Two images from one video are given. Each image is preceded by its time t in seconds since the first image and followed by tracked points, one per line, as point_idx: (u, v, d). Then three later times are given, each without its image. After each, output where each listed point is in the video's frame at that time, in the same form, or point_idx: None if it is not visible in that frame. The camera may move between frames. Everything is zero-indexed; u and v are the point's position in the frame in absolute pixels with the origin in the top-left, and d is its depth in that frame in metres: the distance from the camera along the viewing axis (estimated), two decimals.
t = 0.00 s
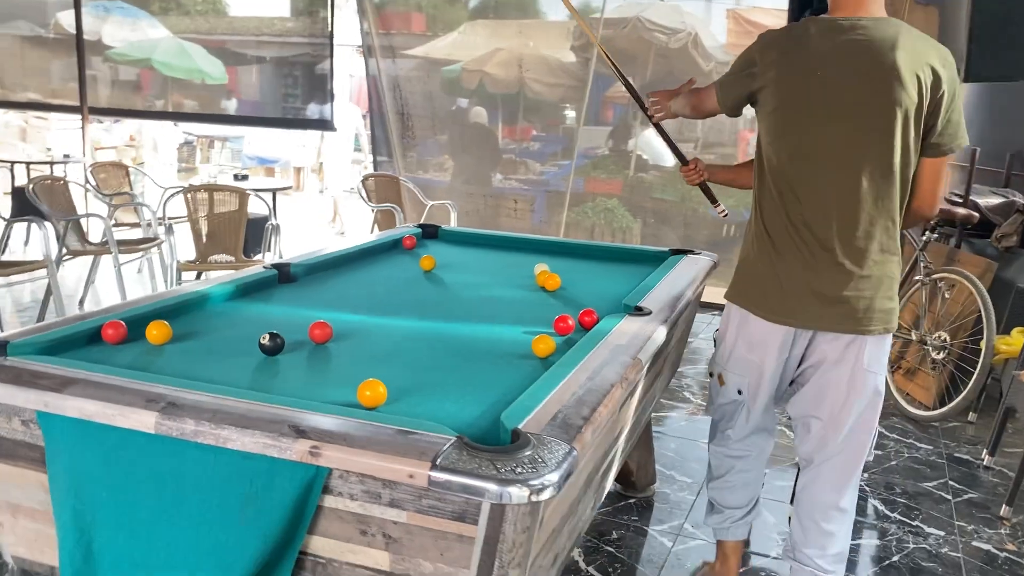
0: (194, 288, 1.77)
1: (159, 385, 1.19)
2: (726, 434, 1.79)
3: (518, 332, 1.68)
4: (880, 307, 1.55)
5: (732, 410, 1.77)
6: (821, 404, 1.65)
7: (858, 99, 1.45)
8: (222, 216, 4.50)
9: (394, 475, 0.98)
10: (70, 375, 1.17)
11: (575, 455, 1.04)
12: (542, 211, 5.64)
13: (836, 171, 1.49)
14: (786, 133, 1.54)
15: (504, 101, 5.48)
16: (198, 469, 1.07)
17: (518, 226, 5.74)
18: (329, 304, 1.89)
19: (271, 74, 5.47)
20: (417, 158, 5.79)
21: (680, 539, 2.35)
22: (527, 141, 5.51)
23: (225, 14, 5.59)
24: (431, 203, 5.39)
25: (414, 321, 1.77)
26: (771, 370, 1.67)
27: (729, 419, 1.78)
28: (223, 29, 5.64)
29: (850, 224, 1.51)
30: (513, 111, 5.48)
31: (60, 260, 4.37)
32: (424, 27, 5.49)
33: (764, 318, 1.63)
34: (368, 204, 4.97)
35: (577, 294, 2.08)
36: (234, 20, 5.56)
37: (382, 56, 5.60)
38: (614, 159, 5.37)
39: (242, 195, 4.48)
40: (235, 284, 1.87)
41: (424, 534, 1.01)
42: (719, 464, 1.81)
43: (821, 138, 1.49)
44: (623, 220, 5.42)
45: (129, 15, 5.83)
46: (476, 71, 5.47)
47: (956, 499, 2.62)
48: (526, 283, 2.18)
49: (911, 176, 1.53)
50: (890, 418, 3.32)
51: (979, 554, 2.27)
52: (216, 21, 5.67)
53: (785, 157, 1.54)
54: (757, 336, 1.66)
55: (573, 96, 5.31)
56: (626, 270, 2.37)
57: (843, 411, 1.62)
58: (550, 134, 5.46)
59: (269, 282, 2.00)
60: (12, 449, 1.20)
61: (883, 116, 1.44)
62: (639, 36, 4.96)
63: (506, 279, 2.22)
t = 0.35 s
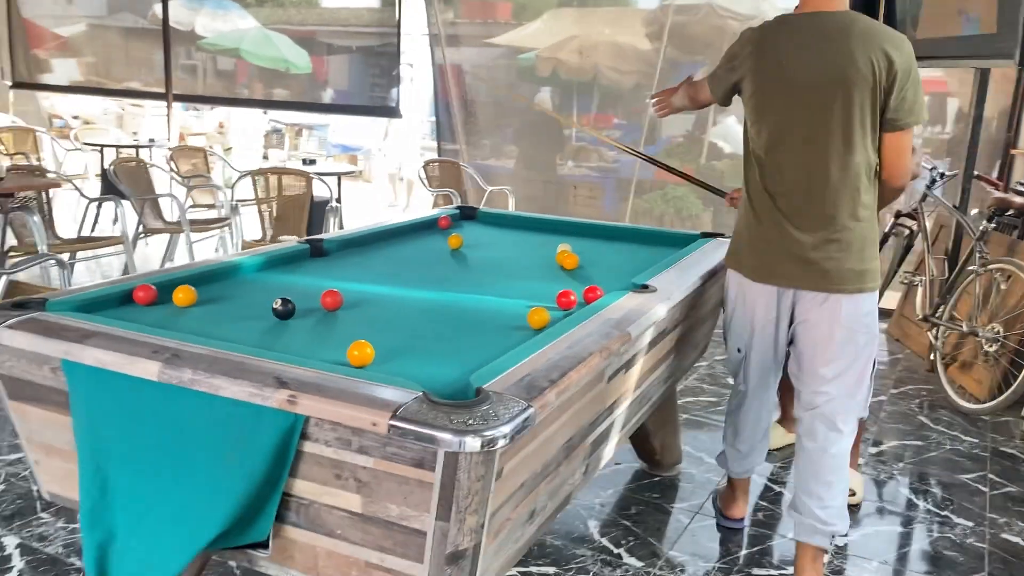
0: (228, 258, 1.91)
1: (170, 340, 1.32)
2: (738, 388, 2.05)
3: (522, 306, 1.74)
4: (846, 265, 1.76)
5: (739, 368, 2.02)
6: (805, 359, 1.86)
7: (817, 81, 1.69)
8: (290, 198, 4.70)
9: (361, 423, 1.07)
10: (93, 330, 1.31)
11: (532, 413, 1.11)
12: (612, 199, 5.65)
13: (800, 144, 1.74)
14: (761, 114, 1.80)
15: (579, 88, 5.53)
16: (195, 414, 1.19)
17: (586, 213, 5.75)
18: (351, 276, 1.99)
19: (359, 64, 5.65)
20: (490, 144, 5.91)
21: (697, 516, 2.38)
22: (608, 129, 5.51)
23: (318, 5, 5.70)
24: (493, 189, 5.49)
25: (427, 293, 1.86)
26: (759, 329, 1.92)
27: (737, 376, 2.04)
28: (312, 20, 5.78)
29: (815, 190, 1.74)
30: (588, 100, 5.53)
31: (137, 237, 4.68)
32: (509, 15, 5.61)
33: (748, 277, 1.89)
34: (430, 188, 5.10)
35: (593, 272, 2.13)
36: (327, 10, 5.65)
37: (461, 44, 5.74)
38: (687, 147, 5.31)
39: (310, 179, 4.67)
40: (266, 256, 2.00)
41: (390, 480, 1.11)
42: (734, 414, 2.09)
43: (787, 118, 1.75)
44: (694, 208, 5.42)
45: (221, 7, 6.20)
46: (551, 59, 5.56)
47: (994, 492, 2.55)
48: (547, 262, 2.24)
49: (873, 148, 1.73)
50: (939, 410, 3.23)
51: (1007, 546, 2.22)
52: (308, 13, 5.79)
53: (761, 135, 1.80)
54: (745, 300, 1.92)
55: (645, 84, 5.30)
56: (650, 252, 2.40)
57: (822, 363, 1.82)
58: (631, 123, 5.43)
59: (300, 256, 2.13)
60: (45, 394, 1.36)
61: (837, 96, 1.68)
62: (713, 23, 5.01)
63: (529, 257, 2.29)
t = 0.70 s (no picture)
0: (279, 251, 2.03)
1: (224, 324, 1.43)
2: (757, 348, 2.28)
3: (555, 289, 1.81)
4: (844, 214, 1.99)
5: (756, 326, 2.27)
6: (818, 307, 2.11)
7: (810, 52, 1.96)
8: (340, 196, 4.84)
9: (395, 396, 1.16)
10: (155, 317, 1.43)
11: (555, 384, 1.18)
12: (661, 189, 5.67)
13: (798, 111, 2.01)
14: (766, 87, 2.08)
15: (627, 80, 5.54)
16: (245, 391, 1.30)
17: (637, 203, 5.78)
18: (395, 265, 2.09)
19: (410, 63, 5.77)
20: (539, 138, 5.96)
21: (738, 496, 2.41)
22: (660, 120, 5.50)
23: (370, 7, 5.84)
24: (539, 182, 5.55)
25: (466, 279, 1.94)
26: (772, 286, 2.17)
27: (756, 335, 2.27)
28: (365, 22, 5.91)
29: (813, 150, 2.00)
30: (637, 92, 5.53)
31: (197, 236, 4.89)
32: (559, 9, 5.64)
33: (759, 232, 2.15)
34: (478, 183, 5.19)
35: (628, 257, 2.19)
36: (378, 12, 5.79)
37: (509, 41, 5.80)
38: (738, 136, 5.31)
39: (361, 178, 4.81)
40: (315, 248, 2.12)
41: (424, 448, 1.19)
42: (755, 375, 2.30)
43: (787, 89, 2.02)
44: (746, 197, 5.37)
45: (275, 13, 6.40)
46: (598, 51, 5.57)
47: None
48: (583, 248, 2.30)
49: (865, 107, 1.95)
50: (992, 393, 3.17)
51: None
52: (360, 14, 5.93)
53: (767, 105, 2.09)
54: (760, 261, 2.19)
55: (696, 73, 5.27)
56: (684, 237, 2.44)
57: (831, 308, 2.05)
58: (685, 112, 5.40)
59: (348, 248, 2.23)
60: (113, 377, 1.49)
61: (826, 65, 1.94)
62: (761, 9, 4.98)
63: (567, 244, 2.35)
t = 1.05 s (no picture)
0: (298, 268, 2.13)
1: (246, 337, 1.51)
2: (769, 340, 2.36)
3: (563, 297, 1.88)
4: (857, 210, 2.13)
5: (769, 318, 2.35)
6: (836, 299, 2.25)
7: (816, 59, 2.10)
8: (361, 214, 4.96)
9: (405, 399, 1.23)
10: (181, 333, 1.52)
11: (556, 384, 1.24)
12: (681, 199, 5.71)
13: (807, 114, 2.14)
14: (772, 94, 2.20)
15: (643, 92, 5.61)
16: (266, 399, 1.37)
17: (656, 212, 5.82)
18: (410, 278, 2.17)
19: (429, 82, 5.89)
20: (557, 151, 6.04)
21: (753, 496, 2.45)
22: (680, 130, 5.55)
23: (389, 28, 5.98)
24: (556, 194, 5.62)
25: (478, 290, 2.02)
26: (788, 280, 2.27)
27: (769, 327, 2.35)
28: (385, 43, 6.06)
29: (822, 151, 2.14)
30: (654, 103, 5.60)
31: (223, 259, 5.02)
32: (575, 24, 5.70)
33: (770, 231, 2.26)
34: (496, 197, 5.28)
35: (635, 265, 2.25)
36: (396, 33, 5.94)
37: (526, 57, 5.88)
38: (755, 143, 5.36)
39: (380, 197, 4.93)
40: (333, 264, 2.21)
41: (434, 448, 1.26)
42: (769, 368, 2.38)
43: (794, 94, 2.15)
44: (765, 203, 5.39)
45: (295, 38, 6.57)
46: (614, 64, 5.65)
47: None
48: (592, 257, 2.37)
49: (867, 109, 2.10)
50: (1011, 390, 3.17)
51: None
52: (381, 36, 6.07)
53: (774, 111, 2.21)
54: (773, 259, 2.28)
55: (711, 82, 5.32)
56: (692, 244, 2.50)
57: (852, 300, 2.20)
58: (706, 121, 5.44)
59: (364, 264, 2.32)
60: (143, 391, 1.58)
61: (832, 71, 2.08)
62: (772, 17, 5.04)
63: (578, 255, 2.42)
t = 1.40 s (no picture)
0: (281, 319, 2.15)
1: (217, 389, 1.53)
2: (772, 383, 2.38)
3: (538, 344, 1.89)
4: (880, 255, 2.22)
5: (774, 361, 2.37)
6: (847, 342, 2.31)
7: (840, 111, 2.15)
8: (361, 264, 5.00)
9: (365, 448, 1.24)
10: (154, 386, 1.54)
11: (515, 432, 1.25)
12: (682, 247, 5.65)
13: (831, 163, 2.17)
14: (791, 143, 2.21)
15: (647, 140, 5.54)
16: (234, 451, 1.38)
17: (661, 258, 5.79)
18: (392, 328, 2.18)
19: (437, 131, 6.07)
20: (558, 200, 6.06)
21: (742, 543, 2.44)
22: (688, 176, 5.47)
23: (401, 83, 6.13)
24: (556, 242, 5.64)
25: (456, 338, 2.03)
26: (800, 323, 2.30)
27: (774, 370, 2.36)
28: (396, 97, 6.21)
29: (847, 197, 2.19)
30: (657, 150, 5.53)
31: (225, 313, 5.04)
32: (584, 75, 5.64)
33: (789, 276, 2.28)
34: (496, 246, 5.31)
35: (617, 312, 2.27)
36: (408, 88, 6.10)
37: (533, 107, 5.90)
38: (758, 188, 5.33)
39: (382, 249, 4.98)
40: (316, 315, 2.23)
41: (394, 498, 1.26)
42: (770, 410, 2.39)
43: (824, 140, 2.17)
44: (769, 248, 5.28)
45: (304, 94, 6.69)
46: (616, 114, 5.62)
47: None
48: (574, 305, 2.39)
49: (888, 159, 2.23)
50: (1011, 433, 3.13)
51: None
52: (392, 91, 6.22)
53: (794, 160, 2.22)
54: (783, 303, 2.31)
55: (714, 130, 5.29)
56: (677, 290, 2.51)
57: (866, 344, 2.26)
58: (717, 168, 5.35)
59: (349, 314, 2.34)
60: (117, 444, 1.58)
61: (865, 121, 2.15)
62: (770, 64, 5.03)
63: (562, 302, 2.43)
